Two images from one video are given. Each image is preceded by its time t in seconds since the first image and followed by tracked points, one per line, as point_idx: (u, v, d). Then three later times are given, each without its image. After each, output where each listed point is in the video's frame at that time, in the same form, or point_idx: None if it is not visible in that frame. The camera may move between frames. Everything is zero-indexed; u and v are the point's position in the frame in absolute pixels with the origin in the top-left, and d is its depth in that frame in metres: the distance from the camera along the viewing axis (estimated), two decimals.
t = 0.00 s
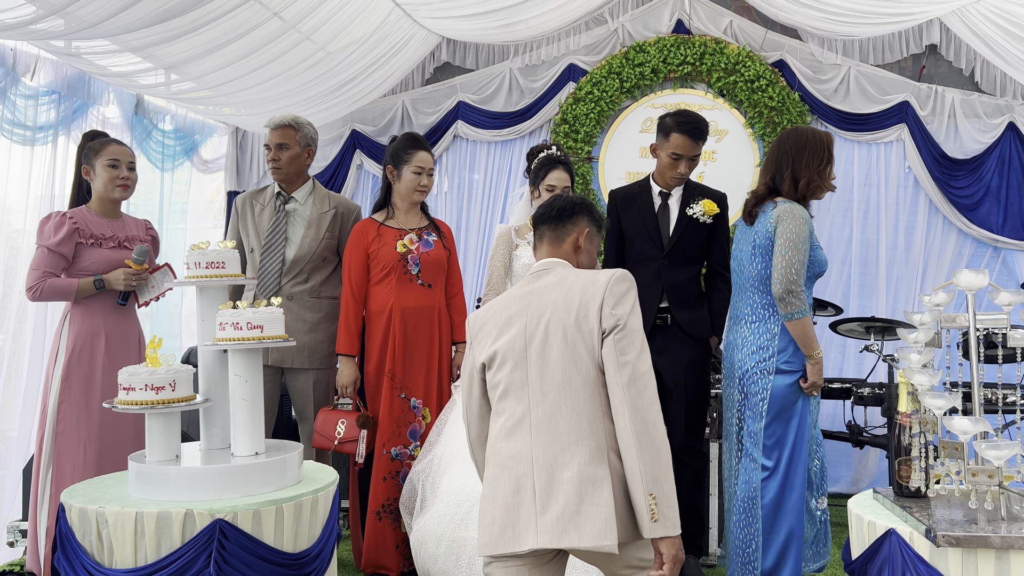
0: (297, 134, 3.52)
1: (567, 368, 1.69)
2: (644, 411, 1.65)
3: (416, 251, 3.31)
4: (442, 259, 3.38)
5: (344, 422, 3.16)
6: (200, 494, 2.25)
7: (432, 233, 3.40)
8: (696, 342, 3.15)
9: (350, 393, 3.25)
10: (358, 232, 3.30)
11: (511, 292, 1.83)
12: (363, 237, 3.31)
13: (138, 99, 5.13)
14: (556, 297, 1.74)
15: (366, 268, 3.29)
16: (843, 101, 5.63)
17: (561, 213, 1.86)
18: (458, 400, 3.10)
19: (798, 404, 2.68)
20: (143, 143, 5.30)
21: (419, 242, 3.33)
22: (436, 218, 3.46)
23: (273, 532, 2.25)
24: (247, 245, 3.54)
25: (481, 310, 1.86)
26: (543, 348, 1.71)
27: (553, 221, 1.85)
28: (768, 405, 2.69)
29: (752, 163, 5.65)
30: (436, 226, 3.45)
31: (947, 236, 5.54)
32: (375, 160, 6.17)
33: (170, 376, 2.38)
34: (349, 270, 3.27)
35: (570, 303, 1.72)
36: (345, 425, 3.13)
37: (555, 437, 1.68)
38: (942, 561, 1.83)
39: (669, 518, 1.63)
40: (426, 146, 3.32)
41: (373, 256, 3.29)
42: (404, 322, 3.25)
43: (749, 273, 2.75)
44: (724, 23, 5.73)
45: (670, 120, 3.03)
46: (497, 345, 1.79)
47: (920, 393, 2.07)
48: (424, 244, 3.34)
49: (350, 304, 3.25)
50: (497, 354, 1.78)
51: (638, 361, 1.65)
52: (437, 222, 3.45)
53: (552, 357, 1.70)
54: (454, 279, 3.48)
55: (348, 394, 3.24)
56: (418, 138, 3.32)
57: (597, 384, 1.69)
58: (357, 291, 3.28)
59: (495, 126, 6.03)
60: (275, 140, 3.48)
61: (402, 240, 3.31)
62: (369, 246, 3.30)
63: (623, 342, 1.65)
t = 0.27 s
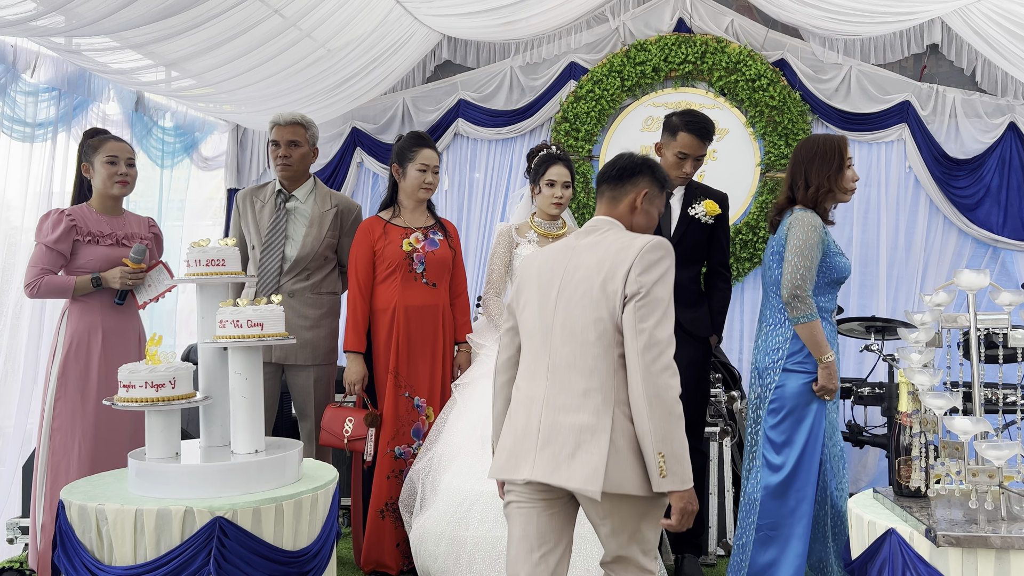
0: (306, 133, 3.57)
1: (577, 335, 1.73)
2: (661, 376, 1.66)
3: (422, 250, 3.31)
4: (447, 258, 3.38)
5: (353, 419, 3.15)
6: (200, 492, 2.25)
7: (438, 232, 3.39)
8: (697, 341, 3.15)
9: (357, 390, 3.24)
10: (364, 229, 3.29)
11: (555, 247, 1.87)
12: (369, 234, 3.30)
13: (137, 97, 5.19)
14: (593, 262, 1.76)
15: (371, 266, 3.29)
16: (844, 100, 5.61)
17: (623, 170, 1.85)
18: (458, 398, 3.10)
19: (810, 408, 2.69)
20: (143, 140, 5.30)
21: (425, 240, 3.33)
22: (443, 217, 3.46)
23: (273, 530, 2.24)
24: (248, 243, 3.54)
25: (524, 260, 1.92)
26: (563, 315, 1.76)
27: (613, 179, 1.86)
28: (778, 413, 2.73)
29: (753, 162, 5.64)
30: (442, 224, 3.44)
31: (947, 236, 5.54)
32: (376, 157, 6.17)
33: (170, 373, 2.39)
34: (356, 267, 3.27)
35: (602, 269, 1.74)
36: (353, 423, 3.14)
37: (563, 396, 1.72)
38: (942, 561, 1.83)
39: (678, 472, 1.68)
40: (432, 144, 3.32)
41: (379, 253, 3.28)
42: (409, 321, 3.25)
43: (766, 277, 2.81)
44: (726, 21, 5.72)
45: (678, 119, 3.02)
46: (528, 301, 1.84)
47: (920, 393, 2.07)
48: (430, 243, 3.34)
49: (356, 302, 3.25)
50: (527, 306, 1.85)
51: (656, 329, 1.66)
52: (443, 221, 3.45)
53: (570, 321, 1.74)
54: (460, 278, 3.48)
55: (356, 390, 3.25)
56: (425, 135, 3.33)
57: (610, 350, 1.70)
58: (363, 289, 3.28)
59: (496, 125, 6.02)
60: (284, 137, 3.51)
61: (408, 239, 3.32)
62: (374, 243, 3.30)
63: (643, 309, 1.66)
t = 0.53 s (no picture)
0: (308, 132, 3.58)
1: (588, 307, 1.91)
2: (678, 372, 1.77)
3: (425, 248, 3.31)
4: (450, 257, 3.37)
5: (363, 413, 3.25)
6: (201, 489, 2.25)
7: (443, 230, 3.39)
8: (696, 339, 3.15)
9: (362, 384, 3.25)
10: (369, 226, 3.30)
11: (597, 207, 2.06)
12: (373, 230, 3.31)
13: (139, 94, 5.10)
14: (625, 238, 1.90)
15: (374, 262, 3.30)
16: (846, 98, 5.61)
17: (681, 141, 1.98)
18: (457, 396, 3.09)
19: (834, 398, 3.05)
20: (143, 138, 5.29)
21: (428, 238, 3.33)
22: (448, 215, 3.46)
23: (273, 527, 2.24)
24: (247, 241, 3.54)
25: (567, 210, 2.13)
26: (584, 282, 1.94)
27: (671, 147, 1.98)
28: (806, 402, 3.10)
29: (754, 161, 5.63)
30: (447, 223, 3.44)
31: (948, 235, 5.54)
32: (377, 156, 6.17)
33: (170, 371, 2.38)
34: (359, 263, 3.28)
35: (629, 250, 1.87)
36: (363, 417, 3.23)
37: (568, 361, 1.92)
38: (942, 560, 1.83)
39: (689, 463, 1.78)
40: (438, 142, 3.34)
41: (382, 249, 3.29)
42: (411, 318, 3.26)
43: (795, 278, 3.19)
44: (727, 20, 5.72)
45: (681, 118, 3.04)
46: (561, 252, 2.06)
47: (920, 393, 2.07)
48: (433, 241, 3.33)
49: (358, 298, 3.25)
50: (560, 256, 2.07)
51: (675, 326, 1.77)
52: (449, 221, 3.45)
53: (586, 287, 1.93)
54: (463, 277, 3.47)
55: (361, 384, 3.25)
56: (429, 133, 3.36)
57: (616, 329, 1.86)
58: (366, 285, 3.29)
59: (497, 122, 6.02)
60: (287, 135, 3.51)
61: (412, 236, 3.32)
62: (378, 239, 3.31)
63: (664, 305, 1.78)
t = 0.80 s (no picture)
0: (308, 129, 3.59)
1: (607, 297, 2.00)
2: (697, 371, 1.84)
3: (429, 247, 3.31)
4: (454, 257, 3.37)
5: (359, 410, 3.21)
6: (201, 487, 2.25)
7: (448, 230, 3.39)
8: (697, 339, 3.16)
9: (362, 380, 3.26)
10: (374, 224, 3.34)
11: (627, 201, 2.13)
12: (378, 228, 3.34)
13: (140, 93, 5.08)
14: (648, 233, 1.98)
15: (379, 259, 3.32)
16: (847, 97, 5.60)
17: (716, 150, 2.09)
18: (457, 395, 3.10)
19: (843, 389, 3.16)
20: (144, 135, 5.29)
21: (433, 237, 3.33)
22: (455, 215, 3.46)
23: (274, 525, 2.25)
24: (247, 239, 3.55)
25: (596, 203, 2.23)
26: (606, 273, 2.03)
27: (708, 153, 2.09)
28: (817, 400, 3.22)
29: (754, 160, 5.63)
30: (453, 223, 3.44)
31: (949, 235, 5.54)
32: (377, 154, 6.17)
33: (170, 368, 2.38)
34: (363, 259, 3.31)
35: (650, 246, 1.95)
36: (359, 414, 3.19)
37: (584, 346, 2.02)
38: (942, 560, 1.83)
39: (703, 458, 1.85)
40: (442, 142, 3.36)
41: (386, 247, 3.31)
42: (413, 316, 3.26)
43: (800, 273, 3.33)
44: (728, 18, 5.71)
45: (681, 115, 3.08)
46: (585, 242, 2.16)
47: (921, 392, 2.06)
48: (438, 240, 3.34)
49: (361, 294, 3.27)
50: (584, 248, 2.16)
51: (697, 326, 1.83)
52: (455, 220, 3.45)
53: (606, 279, 2.02)
54: (467, 277, 3.47)
55: (362, 381, 3.26)
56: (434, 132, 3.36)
57: (632, 322, 1.95)
58: (370, 282, 3.30)
59: (497, 121, 6.01)
60: (288, 132, 3.51)
61: (417, 234, 3.33)
62: (383, 237, 3.33)
63: (686, 304, 1.84)
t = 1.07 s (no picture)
0: (312, 129, 3.60)
1: (641, 294, 2.06)
2: (729, 356, 1.88)
3: (431, 246, 3.31)
4: (457, 257, 3.36)
5: (352, 405, 3.16)
6: (201, 486, 2.25)
7: (452, 231, 3.39)
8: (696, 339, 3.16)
9: (357, 375, 3.26)
10: (379, 221, 3.36)
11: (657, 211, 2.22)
12: (383, 226, 3.37)
13: (140, 91, 5.13)
14: (678, 236, 2.06)
15: (381, 257, 3.34)
16: (848, 97, 5.59)
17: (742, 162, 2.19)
18: (456, 394, 3.10)
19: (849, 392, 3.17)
20: (144, 134, 5.29)
21: (436, 237, 3.33)
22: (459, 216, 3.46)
23: (274, 524, 2.25)
24: (248, 238, 3.55)
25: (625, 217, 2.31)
26: (639, 275, 2.09)
27: (734, 166, 2.18)
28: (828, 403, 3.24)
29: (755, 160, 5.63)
30: (458, 224, 3.44)
31: (950, 234, 5.54)
32: (378, 153, 6.16)
33: (171, 367, 2.38)
34: (366, 256, 3.33)
35: (682, 246, 2.02)
36: (352, 409, 3.14)
37: (619, 344, 2.07)
38: (942, 560, 1.82)
39: (735, 444, 1.89)
40: (443, 141, 3.35)
41: (390, 244, 3.33)
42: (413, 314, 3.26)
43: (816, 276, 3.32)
44: (728, 18, 5.71)
45: (683, 117, 3.07)
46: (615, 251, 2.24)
47: (921, 392, 2.06)
48: (441, 240, 3.34)
49: (362, 292, 3.29)
50: (615, 255, 2.22)
51: (729, 313, 1.89)
52: (460, 222, 3.45)
53: (638, 282, 2.08)
54: (469, 279, 3.46)
55: (355, 377, 3.26)
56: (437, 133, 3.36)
57: (665, 316, 2.01)
58: (371, 280, 3.32)
59: (498, 120, 6.00)
60: (294, 130, 3.51)
61: (419, 234, 3.33)
62: (387, 234, 3.36)
63: (718, 293, 1.90)
